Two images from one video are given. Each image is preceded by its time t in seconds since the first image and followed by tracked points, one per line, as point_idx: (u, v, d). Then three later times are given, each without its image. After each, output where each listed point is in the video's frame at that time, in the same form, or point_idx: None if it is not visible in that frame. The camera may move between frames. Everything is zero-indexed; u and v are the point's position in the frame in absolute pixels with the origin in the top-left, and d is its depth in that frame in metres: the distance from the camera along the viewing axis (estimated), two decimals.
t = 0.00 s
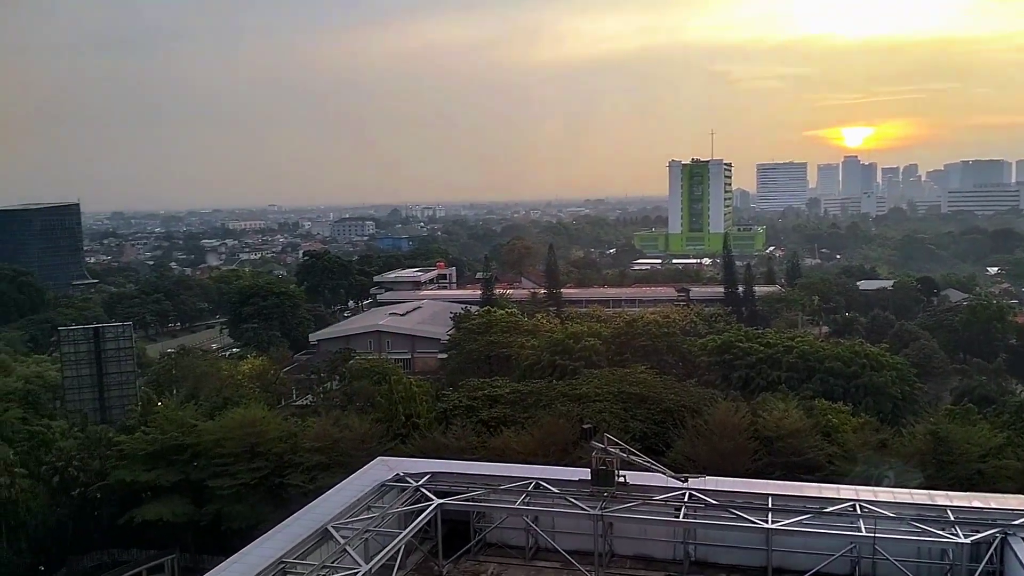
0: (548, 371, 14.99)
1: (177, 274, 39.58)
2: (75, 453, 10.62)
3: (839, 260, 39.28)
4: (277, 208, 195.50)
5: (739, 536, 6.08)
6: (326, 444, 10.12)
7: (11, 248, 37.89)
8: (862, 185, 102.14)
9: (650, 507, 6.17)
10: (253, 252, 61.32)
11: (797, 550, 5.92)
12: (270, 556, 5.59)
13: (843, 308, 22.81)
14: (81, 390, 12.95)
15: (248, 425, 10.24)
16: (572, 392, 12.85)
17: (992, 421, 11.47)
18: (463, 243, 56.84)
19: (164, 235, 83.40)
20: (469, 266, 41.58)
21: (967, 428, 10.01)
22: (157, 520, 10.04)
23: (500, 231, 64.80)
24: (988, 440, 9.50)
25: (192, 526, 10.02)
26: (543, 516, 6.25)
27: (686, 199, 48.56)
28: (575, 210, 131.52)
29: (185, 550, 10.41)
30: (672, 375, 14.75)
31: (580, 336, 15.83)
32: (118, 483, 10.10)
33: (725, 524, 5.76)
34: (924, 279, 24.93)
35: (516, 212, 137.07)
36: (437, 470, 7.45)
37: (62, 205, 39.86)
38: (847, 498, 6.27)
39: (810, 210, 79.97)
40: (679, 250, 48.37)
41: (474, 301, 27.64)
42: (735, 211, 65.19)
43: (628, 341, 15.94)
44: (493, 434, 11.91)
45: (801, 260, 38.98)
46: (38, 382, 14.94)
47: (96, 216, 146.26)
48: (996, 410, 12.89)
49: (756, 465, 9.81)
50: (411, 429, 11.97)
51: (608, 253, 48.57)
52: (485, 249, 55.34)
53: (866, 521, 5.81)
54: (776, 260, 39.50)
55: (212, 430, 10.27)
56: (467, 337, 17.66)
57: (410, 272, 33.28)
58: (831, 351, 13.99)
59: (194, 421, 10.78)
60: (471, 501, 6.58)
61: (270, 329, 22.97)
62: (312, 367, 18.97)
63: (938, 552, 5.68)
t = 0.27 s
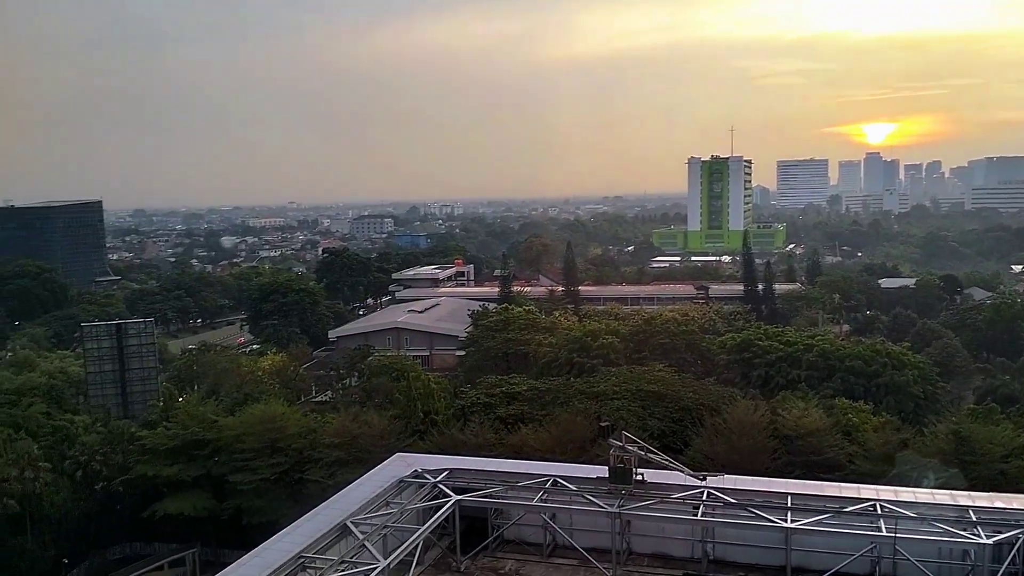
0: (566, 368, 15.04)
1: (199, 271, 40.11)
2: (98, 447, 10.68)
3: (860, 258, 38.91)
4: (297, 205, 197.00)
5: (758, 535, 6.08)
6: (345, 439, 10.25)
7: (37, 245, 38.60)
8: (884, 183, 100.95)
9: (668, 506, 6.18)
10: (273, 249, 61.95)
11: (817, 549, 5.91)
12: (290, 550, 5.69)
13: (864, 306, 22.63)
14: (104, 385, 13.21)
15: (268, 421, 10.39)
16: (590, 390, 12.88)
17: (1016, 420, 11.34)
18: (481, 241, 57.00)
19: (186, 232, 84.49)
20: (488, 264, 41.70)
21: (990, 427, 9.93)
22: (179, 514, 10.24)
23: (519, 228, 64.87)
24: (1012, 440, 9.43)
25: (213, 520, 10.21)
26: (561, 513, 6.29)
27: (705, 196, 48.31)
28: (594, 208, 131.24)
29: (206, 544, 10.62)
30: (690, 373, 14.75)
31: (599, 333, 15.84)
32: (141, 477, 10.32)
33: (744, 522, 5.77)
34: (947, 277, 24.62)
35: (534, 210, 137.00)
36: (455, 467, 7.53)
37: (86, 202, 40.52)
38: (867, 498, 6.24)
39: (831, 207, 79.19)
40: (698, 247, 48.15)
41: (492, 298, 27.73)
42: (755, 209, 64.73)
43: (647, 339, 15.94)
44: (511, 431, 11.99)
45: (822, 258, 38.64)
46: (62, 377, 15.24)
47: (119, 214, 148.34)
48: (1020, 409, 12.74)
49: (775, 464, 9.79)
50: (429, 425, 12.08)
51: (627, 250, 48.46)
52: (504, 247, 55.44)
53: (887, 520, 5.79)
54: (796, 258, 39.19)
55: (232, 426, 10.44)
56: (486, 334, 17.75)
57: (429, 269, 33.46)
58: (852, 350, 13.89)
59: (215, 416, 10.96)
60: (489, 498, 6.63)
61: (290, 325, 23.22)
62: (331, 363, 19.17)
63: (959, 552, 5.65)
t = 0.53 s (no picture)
0: (585, 366, 15.13)
1: (222, 268, 40.68)
2: (122, 441, 10.92)
3: (883, 255, 38.55)
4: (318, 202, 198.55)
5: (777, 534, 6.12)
6: (365, 435, 10.40)
7: (63, 242, 39.36)
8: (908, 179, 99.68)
9: (688, 504, 6.23)
10: (295, 246, 62.60)
11: (837, 549, 5.94)
12: (311, 544, 5.84)
13: (886, 304, 22.46)
14: (128, 380, 13.50)
15: (290, 416, 10.56)
16: (609, 387, 12.97)
17: None
18: (501, 238, 57.18)
19: (208, 229, 85.58)
20: (507, 261, 41.85)
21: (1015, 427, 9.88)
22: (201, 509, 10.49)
23: (538, 226, 64.95)
24: None
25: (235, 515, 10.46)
26: (579, 510, 6.38)
27: (726, 193, 48.06)
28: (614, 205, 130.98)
29: (228, 538, 10.89)
30: (709, 371, 14.79)
31: (618, 331, 15.89)
32: (164, 472, 10.59)
33: (764, 521, 5.81)
34: (971, 274, 24.37)
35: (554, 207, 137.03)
36: (473, 463, 7.65)
37: (110, 200, 41.22)
38: (888, 497, 6.26)
39: (853, 204, 78.41)
40: (718, 245, 47.96)
41: (512, 295, 27.86)
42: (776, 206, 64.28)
43: (666, 336, 15.97)
44: (530, 428, 12.12)
45: (844, 256, 38.34)
46: (87, 373, 15.59)
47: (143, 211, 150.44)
48: None
49: (795, 463, 9.81)
50: (448, 422, 12.24)
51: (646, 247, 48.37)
52: (522, 244, 55.56)
53: (908, 520, 5.82)
54: (817, 255, 38.90)
55: (254, 421, 10.64)
56: (505, 330, 17.88)
57: (448, 266, 33.68)
58: (874, 348, 13.83)
59: (237, 411, 11.17)
60: (508, 494, 6.73)
61: (310, 321, 23.51)
62: (352, 360, 19.41)
63: (981, 553, 5.66)
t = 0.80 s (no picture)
0: (605, 364, 15.22)
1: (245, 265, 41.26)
2: (146, 436, 11.26)
3: (906, 252, 38.15)
4: (339, 200, 200.11)
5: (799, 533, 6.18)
6: (385, 431, 10.56)
7: (89, 239, 40.14)
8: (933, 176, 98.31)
9: (707, 502, 6.30)
10: (316, 243, 63.20)
11: (858, 548, 5.96)
12: (332, 539, 6.00)
13: (909, 302, 22.26)
14: (152, 376, 13.83)
15: (311, 412, 10.73)
16: (628, 384, 13.06)
17: None
18: (520, 235, 57.32)
19: (232, 226, 86.69)
20: (526, 258, 41.98)
21: None
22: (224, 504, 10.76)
23: (558, 223, 64.99)
24: None
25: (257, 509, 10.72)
26: (599, 507, 6.49)
27: (747, 189, 47.76)
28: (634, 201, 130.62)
29: (250, 532, 11.16)
30: (730, 369, 14.82)
31: (637, 328, 15.94)
32: (187, 466, 10.89)
33: (783, 519, 5.87)
34: (997, 271, 24.08)
35: (574, 203, 136.88)
36: (492, 460, 7.80)
37: (135, 197, 41.92)
38: (911, 496, 6.26)
39: (877, 200, 77.54)
40: (739, 241, 47.70)
41: (532, 292, 27.98)
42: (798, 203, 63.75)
43: (687, 334, 15.99)
44: (550, 425, 12.24)
45: (867, 253, 38.00)
46: (112, 368, 15.94)
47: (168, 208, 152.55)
48: None
49: (817, 461, 9.83)
50: (469, 418, 12.41)
51: (667, 244, 48.25)
52: (542, 241, 55.65)
53: (931, 519, 5.82)
54: (840, 252, 38.59)
55: (275, 417, 10.85)
56: (525, 327, 18.00)
57: (468, 263, 33.88)
58: (896, 346, 13.77)
59: (259, 407, 11.41)
60: (528, 491, 6.87)
61: (332, 318, 23.80)
62: (372, 356, 19.64)
63: (1005, 553, 5.65)
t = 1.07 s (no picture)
0: (624, 362, 15.25)
1: (266, 263, 41.71)
2: (169, 433, 11.51)
3: (931, 249, 37.68)
4: (359, 198, 201.38)
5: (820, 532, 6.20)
6: (405, 429, 10.69)
7: (114, 238, 40.80)
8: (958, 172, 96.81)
9: (729, 501, 6.35)
10: (337, 241, 63.68)
11: (882, 548, 5.97)
12: (353, 536, 6.14)
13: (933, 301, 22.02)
14: (176, 373, 14.11)
15: (332, 410, 10.91)
16: (649, 382, 13.10)
17: None
18: (539, 232, 57.37)
19: (253, 224, 87.63)
20: (545, 256, 42.03)
21: None
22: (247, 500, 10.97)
23: (577, 220, 64.92)
24: None
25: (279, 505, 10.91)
26: (619, 506, 6.57)
27: (768, 186, 47.41)
28: (653, 199, 130.05)
29: (273, 528, 11.36)
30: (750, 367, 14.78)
31: (657, 326, 15.96)
32: (211, 463, 11.13)
33: (805, 519, 5.90)
34: None
35: (593, 201, 136.57)
36: (513, 458, 7.89)
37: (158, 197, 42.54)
38: (936, 496, 6.25)
39: (900, 197, 76.53)
40: (760, 239, 47.36)
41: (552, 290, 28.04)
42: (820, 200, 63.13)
43: (707, 332, 15.97)
44: (570, 423, 12.32)
45: (891, 250, 37.58)
46: (136, 366, 16.25)
47: (191, 207, 154.44)
48: None
49: (840, 460, 9.81)
50: (490, 416, 12.52)
51: (687, 241, 48.05)
52: (561, 239, 55.66)
53: (956, 520, 5.82)
54: (863, 249, 38.20)
55: (297, 414, 11.04)
56: (544, 325, 18.07)
57: (487, 261, 33.99)
58: (921, 345, 13.67)
59: (281, 405, 11.62)
60: (549, 489, 6.96)
61: (352, 316, 24.03)
62: (392, 354, 19.83)
63: None
